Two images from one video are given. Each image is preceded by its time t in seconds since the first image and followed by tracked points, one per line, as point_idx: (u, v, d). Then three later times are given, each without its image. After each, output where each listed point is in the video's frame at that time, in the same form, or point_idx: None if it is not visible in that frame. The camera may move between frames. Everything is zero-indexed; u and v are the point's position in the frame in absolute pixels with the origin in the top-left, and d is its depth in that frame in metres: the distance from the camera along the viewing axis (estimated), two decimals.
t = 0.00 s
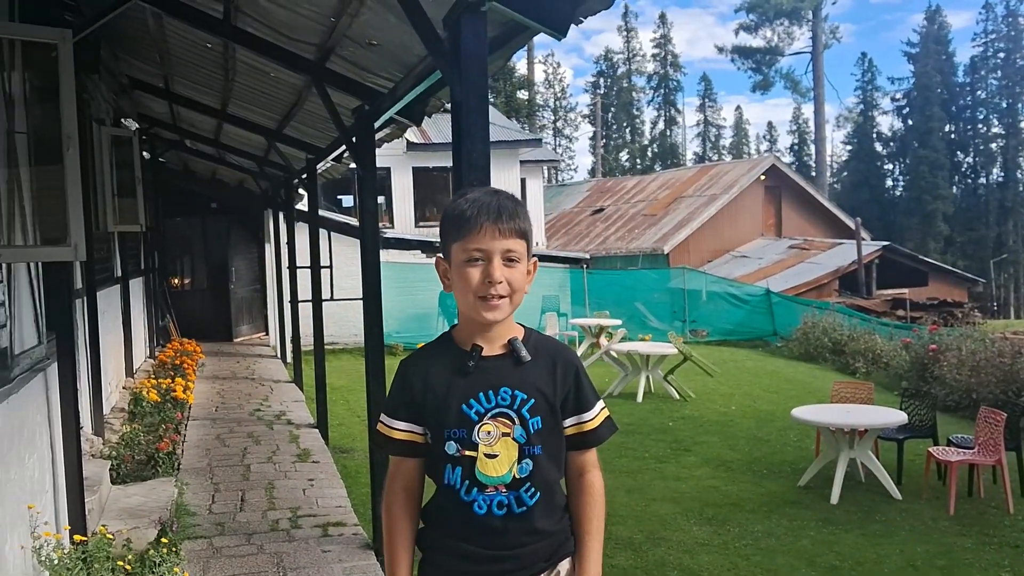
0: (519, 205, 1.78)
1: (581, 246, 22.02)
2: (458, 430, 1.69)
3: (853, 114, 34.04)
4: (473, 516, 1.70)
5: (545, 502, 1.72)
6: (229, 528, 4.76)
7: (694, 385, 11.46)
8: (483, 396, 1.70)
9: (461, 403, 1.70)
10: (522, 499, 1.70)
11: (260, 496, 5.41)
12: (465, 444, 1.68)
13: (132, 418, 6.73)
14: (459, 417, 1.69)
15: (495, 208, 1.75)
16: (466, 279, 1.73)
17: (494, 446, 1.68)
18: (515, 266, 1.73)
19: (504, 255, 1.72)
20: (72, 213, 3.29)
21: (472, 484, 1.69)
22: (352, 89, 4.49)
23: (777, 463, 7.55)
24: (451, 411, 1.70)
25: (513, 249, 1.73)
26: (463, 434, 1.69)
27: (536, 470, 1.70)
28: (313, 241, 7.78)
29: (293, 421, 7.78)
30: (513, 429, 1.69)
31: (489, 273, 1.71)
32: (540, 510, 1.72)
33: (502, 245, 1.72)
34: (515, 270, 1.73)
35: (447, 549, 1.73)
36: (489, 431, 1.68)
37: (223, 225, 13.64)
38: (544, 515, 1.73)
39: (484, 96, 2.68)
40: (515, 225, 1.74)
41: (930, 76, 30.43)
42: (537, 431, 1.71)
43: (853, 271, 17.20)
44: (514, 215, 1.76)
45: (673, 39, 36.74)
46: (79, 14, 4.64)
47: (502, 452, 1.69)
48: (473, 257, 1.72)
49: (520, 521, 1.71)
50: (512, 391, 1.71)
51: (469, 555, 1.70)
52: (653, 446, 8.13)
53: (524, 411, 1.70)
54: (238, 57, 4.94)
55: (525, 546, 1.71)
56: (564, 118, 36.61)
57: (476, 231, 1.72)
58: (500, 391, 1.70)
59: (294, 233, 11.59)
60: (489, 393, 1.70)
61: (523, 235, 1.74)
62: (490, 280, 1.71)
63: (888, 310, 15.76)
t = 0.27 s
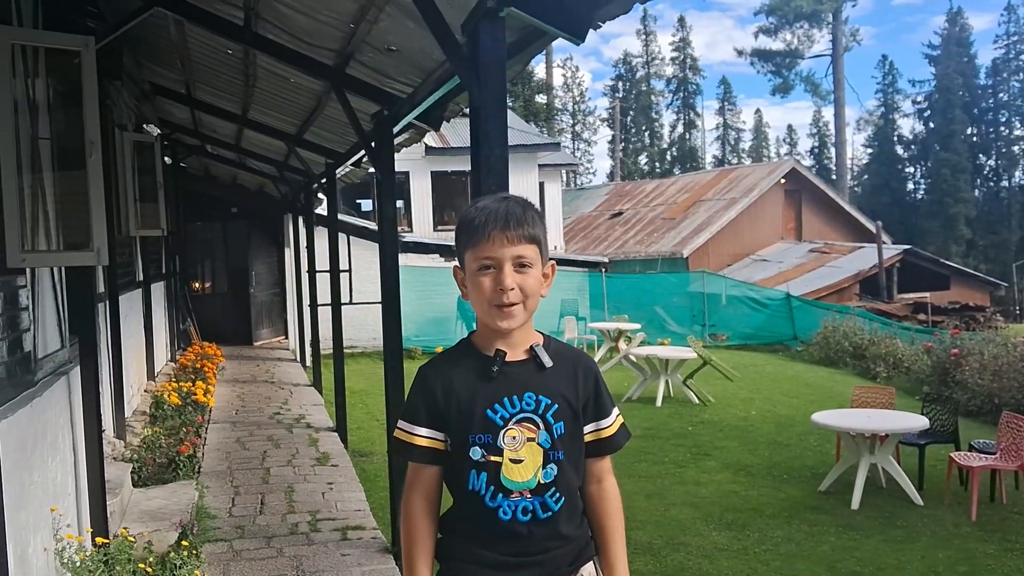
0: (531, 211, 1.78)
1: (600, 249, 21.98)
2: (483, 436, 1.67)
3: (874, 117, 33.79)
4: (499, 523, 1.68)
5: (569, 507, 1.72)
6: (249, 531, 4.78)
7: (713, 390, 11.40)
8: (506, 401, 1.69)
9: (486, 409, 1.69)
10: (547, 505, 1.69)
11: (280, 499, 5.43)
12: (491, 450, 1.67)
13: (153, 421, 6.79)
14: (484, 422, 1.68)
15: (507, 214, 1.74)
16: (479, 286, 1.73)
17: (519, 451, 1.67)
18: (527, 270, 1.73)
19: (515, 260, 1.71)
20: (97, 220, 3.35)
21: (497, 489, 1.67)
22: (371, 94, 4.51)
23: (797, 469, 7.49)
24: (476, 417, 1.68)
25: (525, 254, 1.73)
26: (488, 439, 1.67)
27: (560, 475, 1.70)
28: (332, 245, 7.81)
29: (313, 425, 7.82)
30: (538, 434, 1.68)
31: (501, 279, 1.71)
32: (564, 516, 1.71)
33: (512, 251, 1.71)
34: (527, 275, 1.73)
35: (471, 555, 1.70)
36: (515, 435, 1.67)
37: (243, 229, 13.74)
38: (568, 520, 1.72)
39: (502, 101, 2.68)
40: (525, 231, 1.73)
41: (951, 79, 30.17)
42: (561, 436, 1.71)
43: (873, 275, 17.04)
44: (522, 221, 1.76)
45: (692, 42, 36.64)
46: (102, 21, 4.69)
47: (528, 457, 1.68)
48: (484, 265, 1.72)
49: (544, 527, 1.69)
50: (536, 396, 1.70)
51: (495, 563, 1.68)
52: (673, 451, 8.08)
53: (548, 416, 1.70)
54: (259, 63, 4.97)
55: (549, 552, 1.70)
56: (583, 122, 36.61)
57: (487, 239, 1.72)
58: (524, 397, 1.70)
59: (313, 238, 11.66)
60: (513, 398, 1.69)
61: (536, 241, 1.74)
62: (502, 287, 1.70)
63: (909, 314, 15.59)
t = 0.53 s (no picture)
0: (537, 219, 1.78)
1: (603, 255, 21.98)
2: (490, 444, 1.68)
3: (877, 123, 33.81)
4: (503, 532, 1.69)
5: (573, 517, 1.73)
6: (252, 537, 4.79)
7: (716, 395, 11.38)
8: (514, 410, 1.69)
9: (494, 417, 1.69)
10: (551, 515, 1.70)
11: (283, 504, 5.43)
12: (497, 458, 1.67)
13: (156, 426, 6.79)
14: (491, 431, 1.68)
15: (511, 222, 1.75)
16: (482, 295, 1.73)
17: (526, 461, 1.68)
18: (529, 279, 1.73)
19: (517, 268, 1.72)
20: (98, 226, 3.35)
21: (502, 498, 1.68)
22: (375, 100, 4.52)
23: (801, 474, 7.47)
24: (484, 425, 1.68)
25: (529, 263, 1.73)
26: (495, 448, 1.67)
27: (565, 486, 1.71)
28: (335, 251, 7.82)
29: (316, 430, 7.82)
30: (545, 444, 1.69)
31: (504, 288, 1.71)
32: (568, 525, 1.72)
33: (512, 259, 1.71)
34: (530, 283, 1.73)
35: (476, 566, 1.70)
36: (522, 445, 1.68)
37: (247, 234, 13.76)
38: (569, 531, 1.73)
39: (506, 107, 2.69)
40: (525, 239, 1.73)
41: (954, 84, 30.19)
42: (568, 446, 1.72)
43: (877, 280, 17.01)
44: (524, 228, 1.76)
45: (695, 48, 36.70)
46: (107, 26, 4.71)
47: (533, 467, 1.69)
48: (486, 273, 1.73)
49: (549, 538, 1.70)
50: (545, 406, 1.71)
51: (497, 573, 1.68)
52: (675, 457, 8.07)
53: (556, 427, 1.71)
54: (263, 70, 4.99)
55: (553, 562, 1.70)
56: (586, 128, 36.65)
57: (488, 247, 1.72)
58: (532, 406, 1.70)
59: (317, 243, 11.66)
60: (521, 408, 1.70)
61: (540, 250, 1.75)
62: (505, 295, 1.71)
63: (912, 320, 15.56)
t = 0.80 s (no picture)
0: (539, 219, 1.78)
1: (605, 257, 21.98)
2: (491, 445, 1.67)
3: (878, 125, 33.80)
4: (503, 532, 1.68)
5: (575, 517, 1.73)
6: (255, 539, 4.79)
7: (718, 397, 11.37)
8: (515, 411, 1.69)
9: (495, 418, 1.68)
10: (551, 516, 1.69)
11: (285, 507, 5.43)
12: (498, 459, 1.67)
13: (158, 428, 6.80)
14: (493, 431, 1.67)
15: (511, 223, 1.74)
16: (484, 295, 1.73)
17: (527, 462, 1.68)
18: (531, 279, 1.73)
19: (519, 269, 1.71)
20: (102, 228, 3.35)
21: (503, 498, 1.67)
22: (378, 102, 4.53)
23: (803, 476, 7.46)
24: (485, 426, 1.68)
25: (531, 263, 1.73)
26: (496, 448, 1.67)
27: (566, 487, 1.70)
28: (337, 253, 7.82)
29: (318, 432, 7.82)
30: (546, 445, 1.69)
31: (505, 289, 1.71)
32: (570, 526, 1.72)
33: (514, 260, 1.71)
34: (532, 283, 1.73)
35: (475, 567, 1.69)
36: (523, 446, 1.67)
37: (249, 236, 13.78)
38: (569, 532, 1.72)
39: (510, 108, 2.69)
40: (527, 240, 1.73)
41: (956, 86, 30.19)
42: (569, 447, 1.71)
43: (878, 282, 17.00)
44: (525, 229, 1.75)
45: (696, 50, 36.71)
46: (109, 29, 4.72)
47: (534, 468, 1.68)
48: (487, 274, 1.72)
49: (550, 539, 1.69)
50: (546, 408, 1.71)
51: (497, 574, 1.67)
52: (678, 458, 8.07)
53: (557, 427, 1.70)
54: (265, 71, 5.00)
55: (554, 562, 1.69)
56: (587, 130, 36.68)
57: (489, 248, 1.72)
58: (534, 407, 1.70)
59: (318, 245, 11.68)
60: (522, 408, 1.69)
61: (542, 251, 1.75)
62: (506, 296, 1.71)
63: (915, 322, 15.55)
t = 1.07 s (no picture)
0: (547, 219, 1.78)
1: (605, 257, 21.99)
2: (494, 442, 1.67)
3: (877, 125, 33.82)
4: (506, 529, 1.67)
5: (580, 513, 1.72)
6: (256, 538, 4.78)
7: (718, 397, 11.37)
8: (519, 408, 1.69)
9: (499, 416, 1.68)
10: (555, 513, 1.69)
11: (286, 506, 5.43)
12: (502, 457, 1.67)
13: (159, 428, 6.79)
14: (496, 429, 1.67)
15: (518, 220, 1.74)
16: (490, 293, 1.73)
17: (530, 459, 1.67)
18: (538, 276, 1.72)
19: (526, 267, 1.71)
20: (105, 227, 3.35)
21: (506, 496, 1.67)
22: (380, 101, 4.53)
23: (804, 476, 7.46)
24: (489, 424, 1.67)
25: (539, 261, 1.72)
26: (500, 446, 1.67)
27: (570, 484, 1.70)
28: (338, 253, 7.82)
29: (318, 432, 7.82)
30: (550, 443, 1.68)
31: (513, 286, 1.71)
32: (573, 523, 1.71)
33: (522, 258, 1.71)
34: (539, 281, 1.72)
35: (477, 564, 1.68)
36: (527, 443, 1.67)
37: (249, 237, 13.77)
38: (571, 529, 1.71)
39: (514, 107, 2.69)
40: (535, 238, 1.72)
41: (955, 86, 30.22)
42: (572, 445, 1.71)
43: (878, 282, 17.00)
44: (534, 227, 1.75)
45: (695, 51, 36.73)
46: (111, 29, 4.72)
47: (537, 465, 1.68)
48: (495, 271, 1.72)
49: (553, 534, 1.69)
50: (550, 405, 1.70)
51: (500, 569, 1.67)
52: (678, 458, 8.07)
53: (560, 425, 1.70)
54: (266, 71, 5.00)
55: (557, 559, 1.69)
56: (587, 131, 36.69)
57: (497, 245, 1.72)
58: (537, 404, 1.70)
59: (318, 246, 11.68)
60: (526, 406, 1.69)
61: (550, 250, 1.74)
62: (513, 293, 1.70)
63: (914, 322, 15.55)
